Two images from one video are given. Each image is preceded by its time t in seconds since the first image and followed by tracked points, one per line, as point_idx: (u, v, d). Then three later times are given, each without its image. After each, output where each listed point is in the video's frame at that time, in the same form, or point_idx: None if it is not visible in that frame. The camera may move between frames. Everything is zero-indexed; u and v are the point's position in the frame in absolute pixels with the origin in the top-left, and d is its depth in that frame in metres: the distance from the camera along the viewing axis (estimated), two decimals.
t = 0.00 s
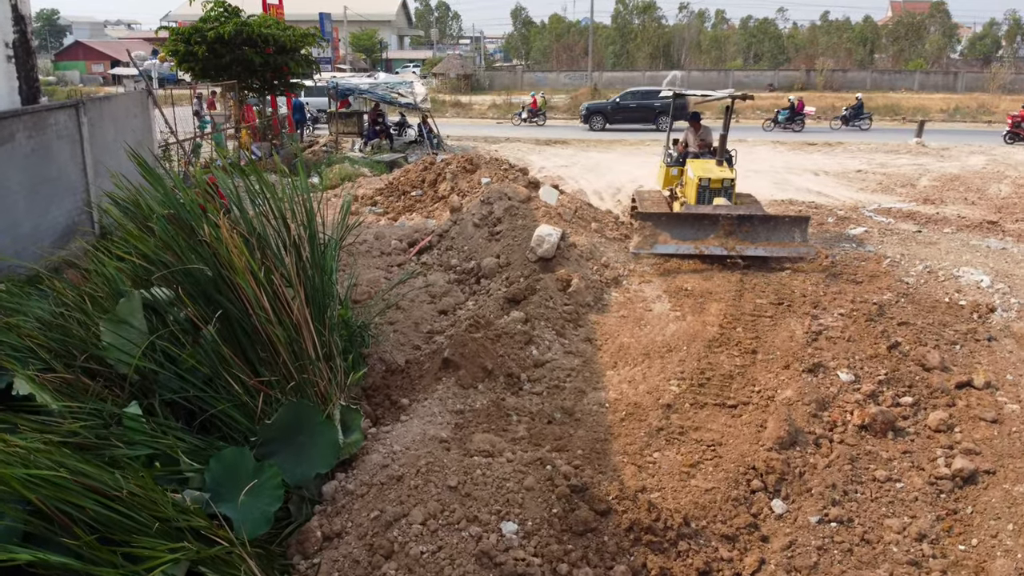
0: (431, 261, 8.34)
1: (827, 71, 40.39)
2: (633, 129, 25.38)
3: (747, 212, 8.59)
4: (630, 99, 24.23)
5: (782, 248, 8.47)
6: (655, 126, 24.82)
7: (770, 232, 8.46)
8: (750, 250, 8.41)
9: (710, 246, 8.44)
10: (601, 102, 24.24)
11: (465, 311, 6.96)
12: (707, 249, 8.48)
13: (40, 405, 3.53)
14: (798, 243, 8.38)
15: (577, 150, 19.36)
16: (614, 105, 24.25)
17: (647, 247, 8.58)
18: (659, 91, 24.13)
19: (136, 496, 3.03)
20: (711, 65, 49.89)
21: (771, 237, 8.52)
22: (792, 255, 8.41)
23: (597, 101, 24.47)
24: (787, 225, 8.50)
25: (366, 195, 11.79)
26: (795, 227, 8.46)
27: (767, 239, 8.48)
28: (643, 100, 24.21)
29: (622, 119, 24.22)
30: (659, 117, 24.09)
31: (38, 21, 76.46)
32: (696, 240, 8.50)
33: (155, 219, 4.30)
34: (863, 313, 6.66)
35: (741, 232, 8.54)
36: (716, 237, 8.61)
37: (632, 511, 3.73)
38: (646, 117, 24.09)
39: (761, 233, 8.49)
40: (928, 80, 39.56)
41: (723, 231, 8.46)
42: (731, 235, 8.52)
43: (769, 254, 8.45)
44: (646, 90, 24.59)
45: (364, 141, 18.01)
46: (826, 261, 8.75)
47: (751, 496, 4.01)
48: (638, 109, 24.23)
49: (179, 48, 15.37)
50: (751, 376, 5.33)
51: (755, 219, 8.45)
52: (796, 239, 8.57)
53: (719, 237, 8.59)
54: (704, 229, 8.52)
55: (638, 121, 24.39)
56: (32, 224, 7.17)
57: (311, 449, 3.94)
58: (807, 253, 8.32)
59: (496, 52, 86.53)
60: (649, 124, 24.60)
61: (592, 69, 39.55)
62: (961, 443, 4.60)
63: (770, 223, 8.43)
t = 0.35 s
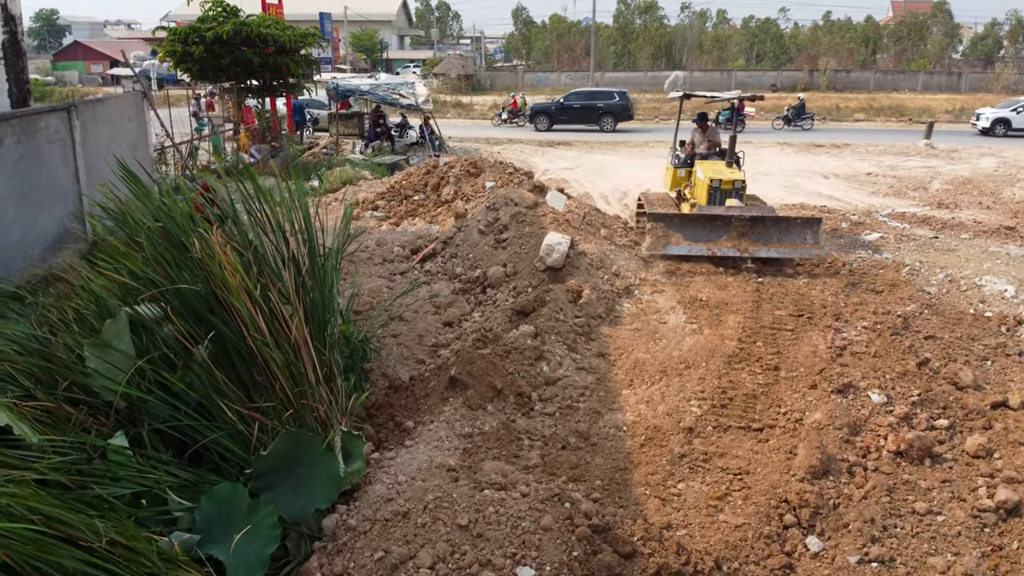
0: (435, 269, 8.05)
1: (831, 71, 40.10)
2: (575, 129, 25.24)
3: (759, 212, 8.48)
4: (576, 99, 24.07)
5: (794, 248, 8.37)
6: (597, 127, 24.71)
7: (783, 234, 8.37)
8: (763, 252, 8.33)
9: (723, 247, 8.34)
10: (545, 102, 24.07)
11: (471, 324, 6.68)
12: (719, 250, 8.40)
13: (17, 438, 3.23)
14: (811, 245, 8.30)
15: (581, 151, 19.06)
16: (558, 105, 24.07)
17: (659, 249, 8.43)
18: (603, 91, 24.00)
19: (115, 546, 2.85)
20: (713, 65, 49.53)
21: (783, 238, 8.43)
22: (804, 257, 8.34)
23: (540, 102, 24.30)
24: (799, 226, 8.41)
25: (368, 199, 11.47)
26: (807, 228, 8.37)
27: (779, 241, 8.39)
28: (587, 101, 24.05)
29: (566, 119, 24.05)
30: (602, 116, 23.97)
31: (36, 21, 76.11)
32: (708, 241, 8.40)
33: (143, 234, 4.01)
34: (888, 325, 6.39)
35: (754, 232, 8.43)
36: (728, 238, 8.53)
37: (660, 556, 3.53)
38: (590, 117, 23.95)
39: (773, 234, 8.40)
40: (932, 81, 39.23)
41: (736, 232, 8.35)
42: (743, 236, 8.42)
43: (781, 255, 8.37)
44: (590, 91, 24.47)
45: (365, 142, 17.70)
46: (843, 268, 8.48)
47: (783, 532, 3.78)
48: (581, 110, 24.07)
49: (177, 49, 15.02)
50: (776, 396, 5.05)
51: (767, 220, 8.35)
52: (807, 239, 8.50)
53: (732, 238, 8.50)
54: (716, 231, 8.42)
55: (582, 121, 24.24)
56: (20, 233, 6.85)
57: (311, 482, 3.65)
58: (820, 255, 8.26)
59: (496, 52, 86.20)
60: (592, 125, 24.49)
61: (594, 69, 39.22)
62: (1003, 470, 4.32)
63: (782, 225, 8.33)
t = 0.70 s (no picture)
0: (437, 275, 7.84)
1: (833, 71, 39.89)
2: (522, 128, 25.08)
3: (764, 212, 8.50)
4: (519, 99, 23.91)
5: (798, 249, 8.44)
6: (542, 126, 24.59)
7: (787, 233, 8.40)
8: (766, 252, 8.38)
9: (727, 247, 8.40)
10: (489, 102, 23.88)
11: (475, 331, 6.48)
12: (723, 250, 8.44)
13: None
14: (814, 245, 8.37)
15: (584, 152, 18.86)
16: (502, 105, 23.89)
17: (664, 248, 8.50)
18: (547, 91, 23.83)
19: None
20: (714, 65, 49.24)
21: (787, 237, 8.46)
22: (807, 257, 8.40)
23: (485, 102, 24.10)
24: (803, 226, 8.45)
25: (367, 202, 11.24)
26: (812, 229, 8.40)
27: (783, 240, 8.42)
28: (531, 101, 23.88)
29: (512, 120, 23.88)
30: (546, 117, 23.83)
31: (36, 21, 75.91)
32: (713, 240, 8.45)
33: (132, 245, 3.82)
34: (905, 334, 6.20)
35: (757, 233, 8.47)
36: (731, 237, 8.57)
37: None
38: (535, 116, 23.83)
39: (777, 234, 8.43)
40: (934, 81, 38.97)
41: (740, 231, 8.38)
42: (747, 235, 8.46)
43: (785, 255, 8.42)
44: (533, 91, 24.29)
45: (365, 143, 17.52)
46: (855, 273, 8.29)
47: (807, 558, 3.60)
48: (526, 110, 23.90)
49: (175, 48, 14.78)
50: (794, 410, 4.86)
51: (772, 220, 8.38)
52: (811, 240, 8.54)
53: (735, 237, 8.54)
54: (720, 230, 8.45)
55: (526, 121, 24.07)
56: (9, 239, 6.64)
57: (309, 505, 3.46)
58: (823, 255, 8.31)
59: (496, 52, 85.96)
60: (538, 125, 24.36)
61: (596, 70, 38.97)
62: None
63: (786, 225, 8.37)
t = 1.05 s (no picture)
0: (438, 276, 7.76)
1: (834, 71, 39.75)
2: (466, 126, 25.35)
3: (761, 209, 8.54)
4: (464, 98, 24.14)
5: (796, 244, 8.48)
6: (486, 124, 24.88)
7: (785, 230, 8.41)
8: (765, 248, 8.43)
9: (726, 244, 8.46)
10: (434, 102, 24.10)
11: (476, 334, 6.40)
12: (722, 247, 8.50)
13: None
14: (812, 241, 8.40)
15: (585, 152, 18.77)
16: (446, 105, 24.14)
17: (664, 245, 8.58)
18: (490, 91, 24.11)
19: None
20: (715, 65, 49.12)
21: (785, 233, 8.49)
22: (806, 251, 8.45)
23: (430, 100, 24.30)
24: (801, 221, 8.47)
25: (368, 202, 11.16)
26: (809, 224, 8.42)
27: (782, 236, 8.44)
28: (475, 100, 24.14)
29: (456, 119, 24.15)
30: (490, 116, 24.15)
31: (36, 20, 75.83)
32: (712, 237, 8.49)
33: (126, 248, 3.73)
34: (912, 338, 6.12)
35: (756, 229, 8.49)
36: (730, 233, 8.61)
37: None
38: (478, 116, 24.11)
39: (775, 230, 8.46)
40: (936, 81, 38.85)
41: (738, 228, 8.42)
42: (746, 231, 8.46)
43: (784, 250, 8.47)
44: (477, 90, 24.53)
45: (365, 143, 17.44)
46: (860, 274, 8.20)
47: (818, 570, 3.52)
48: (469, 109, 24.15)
49: (174, 48, 14.68)
50: (801, 416, 4.78)
51: (770, 216, 8.39)
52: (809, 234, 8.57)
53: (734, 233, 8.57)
54: (719, 227, 8.49)
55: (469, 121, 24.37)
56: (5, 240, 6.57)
57: (307, 513, 3.41)
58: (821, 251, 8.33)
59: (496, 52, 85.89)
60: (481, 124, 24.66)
61: (596, 69, 38.84)
62: None
63: (784, 221, 8.39)
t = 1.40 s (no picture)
0: (438, 276, 7.73)
1: (835, 71, 39.67)
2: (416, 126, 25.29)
3: (757, 204, 8.80)
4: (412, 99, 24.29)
5: (790, 239, 8.74)
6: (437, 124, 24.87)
7: (779, 224, 8.70)
8: (760, 242, 8.68)
9: (723, 238, 8.67)
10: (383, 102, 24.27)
11: (477, 334, 6.36)
12: (719, 241, 8.72)
13: None
14: (806, 235, 8.68)
15: (585, 152, 18.72)
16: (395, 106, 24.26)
17: (662, 239, 8.77)
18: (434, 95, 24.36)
19: None
20: (716, 65, 49.07)
21: (779, 228, 8.76)
22: (800, 245, 8.72)
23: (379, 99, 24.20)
24: (796, 216, 8.74)
25: (368, 202, 11.12)
26: (803, 219, 8.72)
27: (776, 230, 8.72)
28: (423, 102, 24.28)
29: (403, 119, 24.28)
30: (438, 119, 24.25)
31: (37, 20, 75.79)
32: (708, 232, 8.71)
33: (124, 247, 3.69)
34: (916, 338, 6.08)
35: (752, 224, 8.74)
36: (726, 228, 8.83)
37: None
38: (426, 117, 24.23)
39: (769, 225, 8.72)
40: (937, 80, 38.79)
41: (735, 223, 8.65)
42: (742, 226, 8.71)
43: (778, 245, 8.72)
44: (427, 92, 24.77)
45: (365, 143, 17.42)
46: (863, 274, 8.15)
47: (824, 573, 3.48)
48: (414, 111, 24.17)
49: (174, 48, 14.65)
50: (805, 418, 4.74)
51: (764, 212, 8.68)
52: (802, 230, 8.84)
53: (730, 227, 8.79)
54: (716, 222, 8.71)
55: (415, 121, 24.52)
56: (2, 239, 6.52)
57: (306, 515, 3.38)
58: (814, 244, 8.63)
59: (497, 51, 85.83)
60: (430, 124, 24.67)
61: (597, 69, 38.75)
62: None
63: (779, 216, 8.66)
